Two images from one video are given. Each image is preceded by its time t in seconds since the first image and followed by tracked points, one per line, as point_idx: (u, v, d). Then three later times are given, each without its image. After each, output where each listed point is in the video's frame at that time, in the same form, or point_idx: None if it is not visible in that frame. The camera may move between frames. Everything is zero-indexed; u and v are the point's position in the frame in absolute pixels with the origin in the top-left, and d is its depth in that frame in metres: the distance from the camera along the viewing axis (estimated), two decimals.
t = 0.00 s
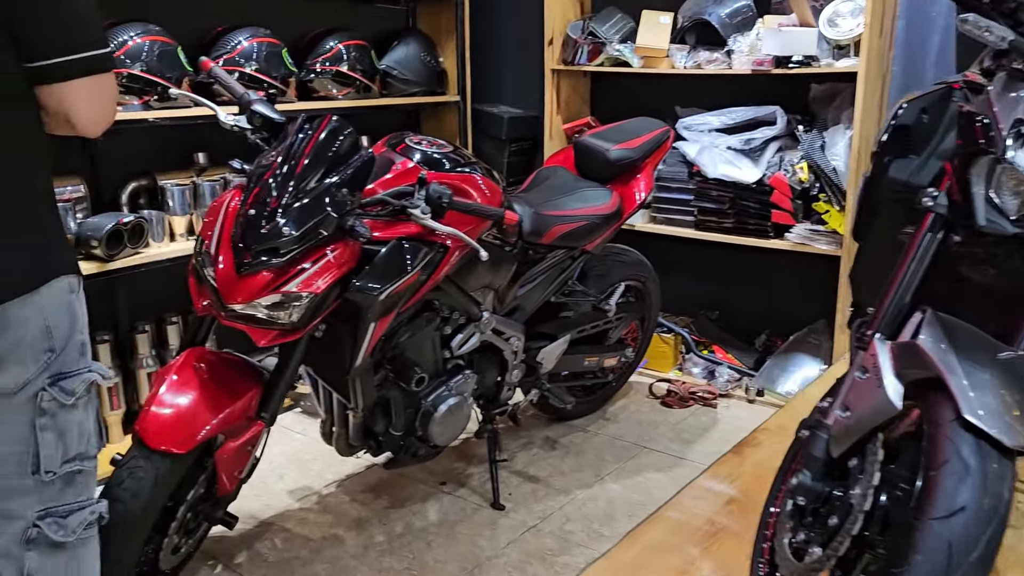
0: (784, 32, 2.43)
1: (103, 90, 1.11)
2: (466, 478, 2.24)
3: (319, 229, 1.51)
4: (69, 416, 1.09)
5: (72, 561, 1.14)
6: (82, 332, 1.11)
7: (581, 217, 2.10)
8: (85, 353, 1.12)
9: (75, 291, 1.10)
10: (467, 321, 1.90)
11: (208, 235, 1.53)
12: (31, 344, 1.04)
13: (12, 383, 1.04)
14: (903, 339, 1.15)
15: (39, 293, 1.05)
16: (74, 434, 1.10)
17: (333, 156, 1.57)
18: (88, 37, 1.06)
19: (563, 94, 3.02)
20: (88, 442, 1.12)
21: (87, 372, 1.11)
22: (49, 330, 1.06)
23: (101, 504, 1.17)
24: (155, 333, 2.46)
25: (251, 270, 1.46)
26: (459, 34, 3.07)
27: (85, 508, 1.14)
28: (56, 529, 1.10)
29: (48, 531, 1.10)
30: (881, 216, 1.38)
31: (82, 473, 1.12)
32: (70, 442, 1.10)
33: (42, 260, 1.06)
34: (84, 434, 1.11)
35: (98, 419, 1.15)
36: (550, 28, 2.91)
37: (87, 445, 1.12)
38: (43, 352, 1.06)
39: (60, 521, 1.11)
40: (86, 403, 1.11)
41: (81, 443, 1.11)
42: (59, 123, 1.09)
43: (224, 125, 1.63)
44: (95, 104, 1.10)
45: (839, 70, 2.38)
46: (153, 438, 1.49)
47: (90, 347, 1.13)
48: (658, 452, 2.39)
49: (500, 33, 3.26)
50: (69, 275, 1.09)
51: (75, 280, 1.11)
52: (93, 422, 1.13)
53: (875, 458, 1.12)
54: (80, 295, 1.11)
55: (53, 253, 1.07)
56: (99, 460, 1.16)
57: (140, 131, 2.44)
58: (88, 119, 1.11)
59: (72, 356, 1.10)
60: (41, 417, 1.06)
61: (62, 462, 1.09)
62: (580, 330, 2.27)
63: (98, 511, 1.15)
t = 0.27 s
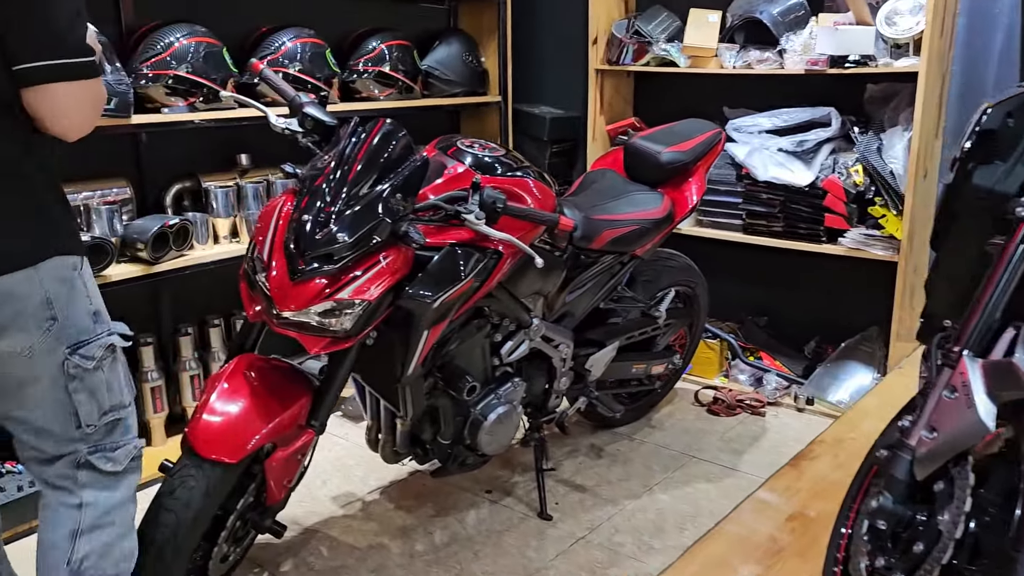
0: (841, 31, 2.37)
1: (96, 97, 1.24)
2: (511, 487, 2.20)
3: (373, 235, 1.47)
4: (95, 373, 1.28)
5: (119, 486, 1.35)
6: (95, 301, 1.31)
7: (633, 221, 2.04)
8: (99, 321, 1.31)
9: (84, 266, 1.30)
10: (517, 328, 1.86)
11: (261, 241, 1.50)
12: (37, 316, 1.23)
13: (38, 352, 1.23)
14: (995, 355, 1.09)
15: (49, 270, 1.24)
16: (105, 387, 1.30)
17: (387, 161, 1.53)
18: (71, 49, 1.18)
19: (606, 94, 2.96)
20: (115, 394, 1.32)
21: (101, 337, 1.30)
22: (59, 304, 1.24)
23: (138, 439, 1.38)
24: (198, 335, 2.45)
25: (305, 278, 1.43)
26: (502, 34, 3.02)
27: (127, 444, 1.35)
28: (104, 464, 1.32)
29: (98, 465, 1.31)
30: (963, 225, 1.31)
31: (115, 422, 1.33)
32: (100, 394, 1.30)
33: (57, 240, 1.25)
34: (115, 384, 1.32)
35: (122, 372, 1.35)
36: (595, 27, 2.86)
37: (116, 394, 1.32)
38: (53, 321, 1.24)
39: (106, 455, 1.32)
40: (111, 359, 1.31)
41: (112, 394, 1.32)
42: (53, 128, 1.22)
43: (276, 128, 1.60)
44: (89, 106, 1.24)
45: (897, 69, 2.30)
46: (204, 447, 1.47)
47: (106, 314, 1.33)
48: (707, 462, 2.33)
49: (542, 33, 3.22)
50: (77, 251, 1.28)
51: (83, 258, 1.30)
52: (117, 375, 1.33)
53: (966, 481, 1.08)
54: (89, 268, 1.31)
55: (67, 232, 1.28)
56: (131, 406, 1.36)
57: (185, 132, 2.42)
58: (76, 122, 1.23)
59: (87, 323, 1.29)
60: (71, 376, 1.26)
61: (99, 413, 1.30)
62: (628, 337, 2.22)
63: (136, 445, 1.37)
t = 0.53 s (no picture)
0: (881, 31, 2.31)
1: (105, 95, 1.27)
2: (542, 496, 2.16)
3: (410, 241, 1.44)
4: (119, 345, 1.39)
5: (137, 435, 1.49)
6: (119, 281, 1.39)
7: (668, 226, 1.99)
8: (124, 299, 1.40)
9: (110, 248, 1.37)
10: (551, 335, 1.82)
11: (295, 248, 1.47)
12: (73, 303, 1.31)
13: (73, 332, 1.33)
14: None
15: (85, 257, 1.31)
16: (126, 355, 1.42)
17: (423, 165, 1.50)
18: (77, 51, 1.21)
19: (636, 95, 2.92)
20: (133, 359, 1.44)
21: (126, 314, 1.40)
22: (91, 290, 1.33)
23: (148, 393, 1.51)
24: (225, 339, 2.42)
25: (339, 285, 1.40)
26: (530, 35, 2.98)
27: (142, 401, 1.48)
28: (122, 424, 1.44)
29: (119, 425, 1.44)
30: None
31: (132, 385, 1.45)
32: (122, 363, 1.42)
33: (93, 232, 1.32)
34: (134, 350, 1.44)
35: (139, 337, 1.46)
36: (625, 27, 2.82)
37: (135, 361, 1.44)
38: (88, 305, 1.33)
39: (123, 414, 1.44)
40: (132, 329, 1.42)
41: (132, 359, 1.44)
42: (62, 127, 1.26)
43: (309, 132, 1.58)
44: (99, 105, 1.27)
45: (939, 69, 2.24)
46: (237, 457, 1.44)
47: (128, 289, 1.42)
48: (741, 472, 2.28)
49: (571, 33, 3.18)
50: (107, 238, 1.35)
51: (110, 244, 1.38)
52: (135, 342, 1.44)
53: None
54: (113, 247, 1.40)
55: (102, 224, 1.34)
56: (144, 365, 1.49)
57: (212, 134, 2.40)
58: (85, 121, 1.26)
59: (115, 303, 1.37)
60: (100, 350, 1.37)
61: (121, 378, 1.42)
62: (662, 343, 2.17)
63: (146, 402, 1.49)
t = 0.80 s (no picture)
0: (908, 27, 2.24)
1: (115, 110, 1.20)
2: (559, 505, 2.11)
3: (428, 246, 1.39)
4: (148, 347, 1.48)
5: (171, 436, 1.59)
6: (147, 286, 1.47)
7: (689, 230, 1.94)
8: (154, 304, 1.49)
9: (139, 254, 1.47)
10: (571, 341, 1.77)
11: (310, 252, 1.42)
12: (98, 303, 1.37)
13: (100, 334, 1.39)
14: None
15: (113, 261, 1.38)
16: (156, 355, 1.51)
17: (442, 167, 1.44)
18: (76, 67, 1.14)
19: (653, 94, 2.86)
20: (162, 359, 1.53)
21: (153, 317, 1.48)
22: (119, 293, 1.40)
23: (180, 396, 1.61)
24: (236, 343, 2.39)
25: (355, 291, 1.35)
26: (545, 33, 2.93)
27: (173, 403, 1.58)
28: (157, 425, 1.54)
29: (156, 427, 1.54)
30: None
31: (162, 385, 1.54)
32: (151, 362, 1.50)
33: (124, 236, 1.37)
34: (164, 351, 1.53)
35: (170, 340, 1.56)
36: (642, 24, 2.76)
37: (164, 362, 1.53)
38: (112, 307, 1.39)
39: (159, 416, 1.54)
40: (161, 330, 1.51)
41: (162, 362, 1.53)
42: (71, 138, 1.21)
43: (323, 133, 1.53)
44: (109, 118, 1.21)
45: (968, 67, 2.16)
46: (248, 469, 1.39)
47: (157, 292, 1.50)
48: (764, 481, 2.22)
49: (586, 32, 3.13)
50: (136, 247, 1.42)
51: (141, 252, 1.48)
52: (166, 344, 1.53)
53: None
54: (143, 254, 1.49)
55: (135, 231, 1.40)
56: (177, 367, 1.59)
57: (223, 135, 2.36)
58: (90, 133, 1.21)
59: (145, 307, 1.46)
60: (132, 351, 1.45)
61: (151, 380, 1.51)
62: (682, 349, 2.11)
63: (179, 402, 1.59)
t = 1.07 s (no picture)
0: (930, 20, 2.17)
1: (145, 109, 1.24)
2: (570, 516, 2.04)
3: (436, 250, 1.31)
4: (195, 339, 1.43)
5: (212, 435, 1.53)
6: (206, 275, 1.45)
7: (707, 230, 1.86)
8: (209, 294, 1.45)
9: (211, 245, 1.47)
10: (584, 348, 1.69)
11: (312, 256, 1.34)
12: (152, 284, 1.38)
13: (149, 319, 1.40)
14: None
15: (172, 248, 1.40)
16: (205, 349, 1.45)
17: (451, 166, 1.36)
18: (98, 68, 1.19)
19: (663, 90, 2.78)
20: (213, 354, 1.47)
21: (207, 307, 1.44)
22: (175, 276, 1.40)
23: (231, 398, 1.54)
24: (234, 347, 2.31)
25: (360, 298, 1.27)
26: (551, 27, 2.85)
27: (219, 403, 1.52)
28: (196, 420, 1.48)
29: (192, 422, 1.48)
30: None
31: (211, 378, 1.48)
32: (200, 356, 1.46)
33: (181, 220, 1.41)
34: (219, 347, 1.48)
35: (228, 337, 1.50)
36: (652, 17, 2.69)
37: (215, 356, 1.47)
38: (167, 291, 1.40)
39: (197, 412, 1.49)
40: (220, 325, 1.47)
41: (212, 358, 1.47)
42: (113, 139, 1.27)
43: (325, 130, 1.45)
44: (145, 118, 1.25)
45: (993, 61, 2.09)
46: (246, 486, 1.31)
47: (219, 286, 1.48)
48: (781, 490, 2.15)
49: (593, 25, 3.05)
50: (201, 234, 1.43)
51: (207, 239, 1.46)
52: (220, 340, 1.47)
53: None
54: (213, 246, 1.47)
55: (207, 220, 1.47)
56: (231, 366, 1.52)
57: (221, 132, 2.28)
58: (127, 132, 1.26)
59: (196, 295, 1.43)
60: (177, 340, 1.42)
61: (195, 372, 1.45)
62: (697, 354, 2.03)
63: (227, 405, 1.53)
